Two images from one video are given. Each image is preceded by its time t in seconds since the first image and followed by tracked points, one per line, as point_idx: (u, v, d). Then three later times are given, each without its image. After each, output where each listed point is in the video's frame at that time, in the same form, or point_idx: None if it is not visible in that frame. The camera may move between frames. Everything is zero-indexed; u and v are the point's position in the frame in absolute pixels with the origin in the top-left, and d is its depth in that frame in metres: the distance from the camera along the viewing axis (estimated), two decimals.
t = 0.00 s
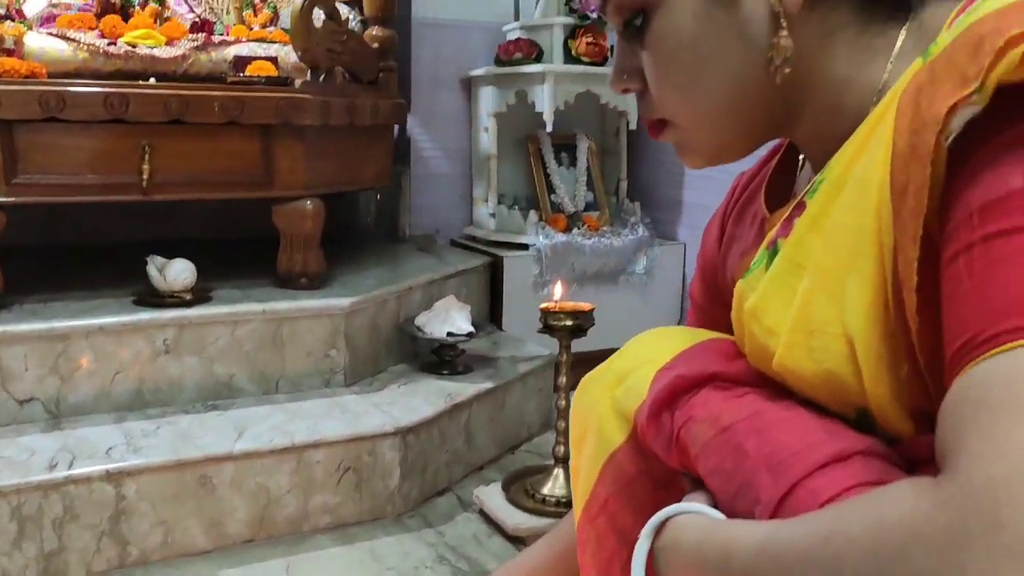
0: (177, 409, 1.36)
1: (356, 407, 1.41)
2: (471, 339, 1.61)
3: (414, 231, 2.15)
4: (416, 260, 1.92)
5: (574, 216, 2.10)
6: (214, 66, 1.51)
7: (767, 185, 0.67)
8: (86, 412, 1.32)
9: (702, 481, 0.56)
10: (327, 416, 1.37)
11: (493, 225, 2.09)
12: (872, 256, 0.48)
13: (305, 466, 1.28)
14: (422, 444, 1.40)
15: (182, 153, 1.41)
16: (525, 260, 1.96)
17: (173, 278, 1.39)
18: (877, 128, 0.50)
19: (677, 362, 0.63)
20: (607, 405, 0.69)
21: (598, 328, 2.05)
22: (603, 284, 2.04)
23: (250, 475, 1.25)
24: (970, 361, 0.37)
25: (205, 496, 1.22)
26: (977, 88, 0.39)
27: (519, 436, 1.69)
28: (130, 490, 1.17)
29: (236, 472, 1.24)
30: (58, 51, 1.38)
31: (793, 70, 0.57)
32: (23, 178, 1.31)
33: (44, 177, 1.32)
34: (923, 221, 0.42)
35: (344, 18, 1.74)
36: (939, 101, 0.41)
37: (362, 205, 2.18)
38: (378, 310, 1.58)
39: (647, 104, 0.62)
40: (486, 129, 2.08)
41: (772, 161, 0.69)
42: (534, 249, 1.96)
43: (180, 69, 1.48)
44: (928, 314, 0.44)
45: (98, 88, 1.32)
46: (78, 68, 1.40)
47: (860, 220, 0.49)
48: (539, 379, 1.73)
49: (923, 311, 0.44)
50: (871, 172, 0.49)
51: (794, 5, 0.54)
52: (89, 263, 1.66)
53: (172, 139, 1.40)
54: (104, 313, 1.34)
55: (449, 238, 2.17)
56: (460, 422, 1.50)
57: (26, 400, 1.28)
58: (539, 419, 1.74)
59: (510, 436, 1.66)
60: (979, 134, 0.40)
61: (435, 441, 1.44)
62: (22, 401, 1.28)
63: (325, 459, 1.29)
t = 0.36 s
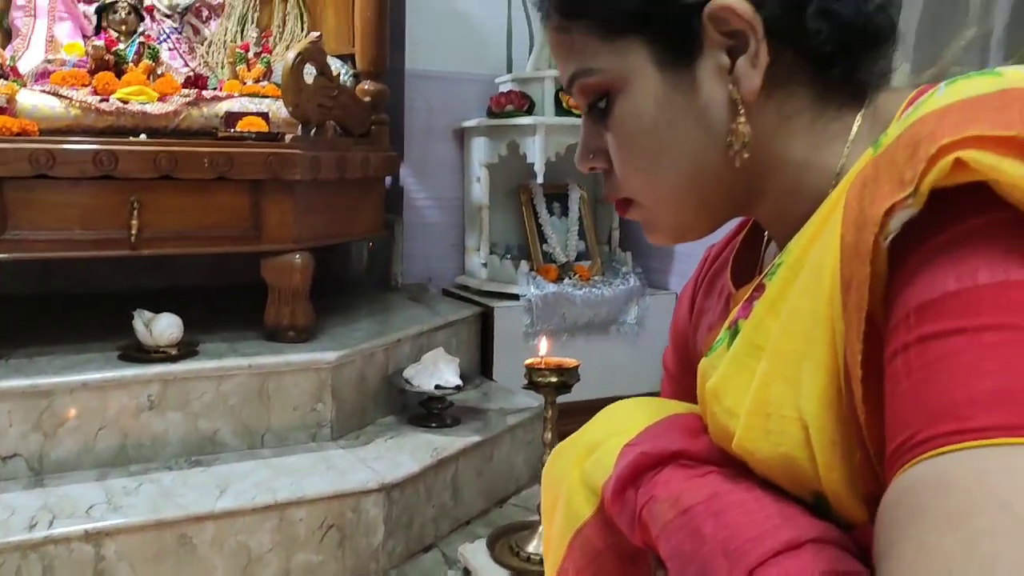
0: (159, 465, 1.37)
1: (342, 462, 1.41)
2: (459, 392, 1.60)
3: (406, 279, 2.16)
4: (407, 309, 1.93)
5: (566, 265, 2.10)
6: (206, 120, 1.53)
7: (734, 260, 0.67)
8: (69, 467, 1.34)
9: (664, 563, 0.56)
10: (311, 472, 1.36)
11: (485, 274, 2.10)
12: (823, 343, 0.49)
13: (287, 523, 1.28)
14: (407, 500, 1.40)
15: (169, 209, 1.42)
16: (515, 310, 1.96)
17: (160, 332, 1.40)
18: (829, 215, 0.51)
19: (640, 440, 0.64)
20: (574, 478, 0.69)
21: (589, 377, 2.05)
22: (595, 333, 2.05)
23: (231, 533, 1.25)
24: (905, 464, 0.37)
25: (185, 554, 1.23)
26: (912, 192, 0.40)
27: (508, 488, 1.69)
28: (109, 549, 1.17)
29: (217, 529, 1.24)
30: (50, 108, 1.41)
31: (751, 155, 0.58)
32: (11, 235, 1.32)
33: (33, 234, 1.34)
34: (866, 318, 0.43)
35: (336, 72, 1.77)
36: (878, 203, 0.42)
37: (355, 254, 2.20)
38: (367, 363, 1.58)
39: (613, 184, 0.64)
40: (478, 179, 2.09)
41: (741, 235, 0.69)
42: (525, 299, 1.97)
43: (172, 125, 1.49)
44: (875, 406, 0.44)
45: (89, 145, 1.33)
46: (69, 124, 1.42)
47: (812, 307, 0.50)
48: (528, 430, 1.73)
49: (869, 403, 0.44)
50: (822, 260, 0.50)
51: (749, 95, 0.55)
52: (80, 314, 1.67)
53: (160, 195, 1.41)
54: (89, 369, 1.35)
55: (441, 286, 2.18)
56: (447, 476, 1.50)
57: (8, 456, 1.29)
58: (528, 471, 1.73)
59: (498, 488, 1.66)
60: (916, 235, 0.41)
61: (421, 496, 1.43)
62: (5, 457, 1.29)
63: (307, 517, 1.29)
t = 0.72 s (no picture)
0: (160, 521, 1.39)
1: (341, 521, 1.41)
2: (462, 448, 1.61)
3: (416, 331, 2.18)
4: (414, 362, 1.94)
5: (574, 319, 2.10)
6: (217, 179, 1.58)
7: (710, 339, 0.68)
8: (71, 524, 1.36)
9: None
10: (309, 533, 1.37)
11: (494, 326, 2.10)
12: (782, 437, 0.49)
13: None
14: (406, 559, 1.40)
15: (178, 266, 1.45)
16: (524, 363, 1.97)
17: (165, 389, 1.42)
18: (788, 307, 0.51)
19: (610, 523, 0.64)
20: (548, 557, 0.68)
21: (598, 431, 2.04)
22: (601, 388, 2.03)
23: None
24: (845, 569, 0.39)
25: None
26: (850, 301, 0.41)
27: (510, 546, 1.68)
28: None
29: None
30: (65, 168, 1.44)
31: (718, 245, 0.59)
32: (22, 293, 1.36)
33: (43, 291, 1.37)
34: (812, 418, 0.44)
35: (347, 130, 1.80)
36: (821, 308, 0.43)
37: (364, 305, 2.23)
38: (370, 419, 1.59)
39: (587, 268, 0.64)
40: (487, 233, 2.10)
41: (717, 314, 0.69)
42: (532, 353, 1.97)
43: (183, 182, 1.54)
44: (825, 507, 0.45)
45: (99, 205, 1.37)
46: (83, 183, 1.46)
47: (770, 400, 0.50)
48: (532, 486, 1.72)
49: (820, 504, 0.45)
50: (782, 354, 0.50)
51: (715, 188, 0.56)
52: (91, 365, 1.70)
53: (168, 252, 1.44)
54: (94, 425, 1.37)
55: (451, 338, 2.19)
56: (447, 535, 1.49)
57: (11, 511, 1.31)
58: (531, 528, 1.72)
59: (500, 546, 1.65)
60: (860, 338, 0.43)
61: (420, 555, 1.43)
62: (8, 513, 1.31)
63: None
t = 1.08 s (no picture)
0: (177, 545, 1.41)
1: (355, 550, 1.42)
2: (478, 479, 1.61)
3: (440, 357, 2.18)
4: (436, 388, 1.95)
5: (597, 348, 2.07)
6: (242, 206, 1.60)
7: (708, 387, 0.67)
8: (90, 546, 1.37)
9: None
10: (323, 561, 1.37)
11: (518, 354, 2.09)
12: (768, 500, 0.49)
13: None
14: None
15: (202, 291, 1.47)
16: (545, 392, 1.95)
17: (184, 413, 1.44)
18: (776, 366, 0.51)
19: None
20: None
21: (619, 462, 2.01)
22: (623, 418, 2.01)
23: None
24: None
25: None
26: (827, 368, 0.41)
27: None
28: None
29: None
30: (97, 195, 1.47)
31: (711, 298, 0.58)
32: (51, 316, 1.38)
33: (69, 315, 1.39)
34: (793, 485, 0.43)
35: (370, 159, 1.79)
36: (799, 374, 0.42)
37: (389, 330, 2.24)
38: (387, 447, 1.59)
39: (581, 315, 0.63)
40: (512, 260, 2.07)
41: (715, 364, 0.69)
42: (554, 382, 1.96)
43: (209, 210, 1.56)
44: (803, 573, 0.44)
45: (127, 233, 1.39)
46: (113, 210, 1.49)
47: (755, 460, 0.50)
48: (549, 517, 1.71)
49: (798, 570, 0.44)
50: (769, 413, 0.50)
51: (709, 240, 0.55)
52: (116, 386, 1.72)
53: (192, 278, 1.46)
54: (116, 448, 1.39)
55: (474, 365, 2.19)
56: (461, 566, 1.49)
57: (32, 532, 1.33)
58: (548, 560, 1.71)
59: None
60: (842, 405, 0.42)
61: None
62: (29, 534, 1.33)
63: None
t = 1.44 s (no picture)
0: (216, 540, 1.44)
1: (387, 551, 1.44)
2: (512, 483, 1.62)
3: (480, 359, 2.21)
4: (473, 391, 1.96)
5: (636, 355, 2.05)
6: (285, 210, 1.63)
7: (720, 408, 0.68)
8: (133, 538, 1.42)
9: None
10: (355, 561, 1.40)
11: (556, 358, 2.08)
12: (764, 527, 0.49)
13: None
14: None
15: (245, 292, 1.51)
16: (581, 398, 1.95)
17: (225, 411, 1.47)
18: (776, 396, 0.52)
19: None
20: None
21: (656, 469, 2.01)
22: (661, 425, 2.00)
23: None
24: None
25: None
26: (814, 405, 0.41)
27: None
28: None
29: None
30: (145, 197, 1.51)
31: (717, 321, 0.58)
32: (98, 316, 1.42)
33: (116, 313, 1.43)
34: (784, 519, 0.44)
35: (410, 164, 1.80)
36: (788, 409, 0.43)
37: (430, 331, 2.27)
38: (421, 450, 1.61)
39: (592, 334, 0.64)
40: (552, 265, 2.07)
41: (728, 386, 0.69)
42: (591, 387, 1.96)
43: (252, 213, 1.59)
44: None
45: (173, 235, 1.43)
46: (161, 213, 1.53)
47: (754, 489, 0.51)
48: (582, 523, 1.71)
49: None
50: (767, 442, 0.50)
51: (716, 263, 0.55)
52: (162, 381, 1.77)
53: (235, 280, 1.50)
54: (159, 444, 1.43)
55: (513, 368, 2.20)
56: (492, 569, 1.50)
57: (78, 525, 1.38)
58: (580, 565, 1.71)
59: None
60: (832, 441, 0.43)
61: None
62: (74, 526, 1.38)
63: None
